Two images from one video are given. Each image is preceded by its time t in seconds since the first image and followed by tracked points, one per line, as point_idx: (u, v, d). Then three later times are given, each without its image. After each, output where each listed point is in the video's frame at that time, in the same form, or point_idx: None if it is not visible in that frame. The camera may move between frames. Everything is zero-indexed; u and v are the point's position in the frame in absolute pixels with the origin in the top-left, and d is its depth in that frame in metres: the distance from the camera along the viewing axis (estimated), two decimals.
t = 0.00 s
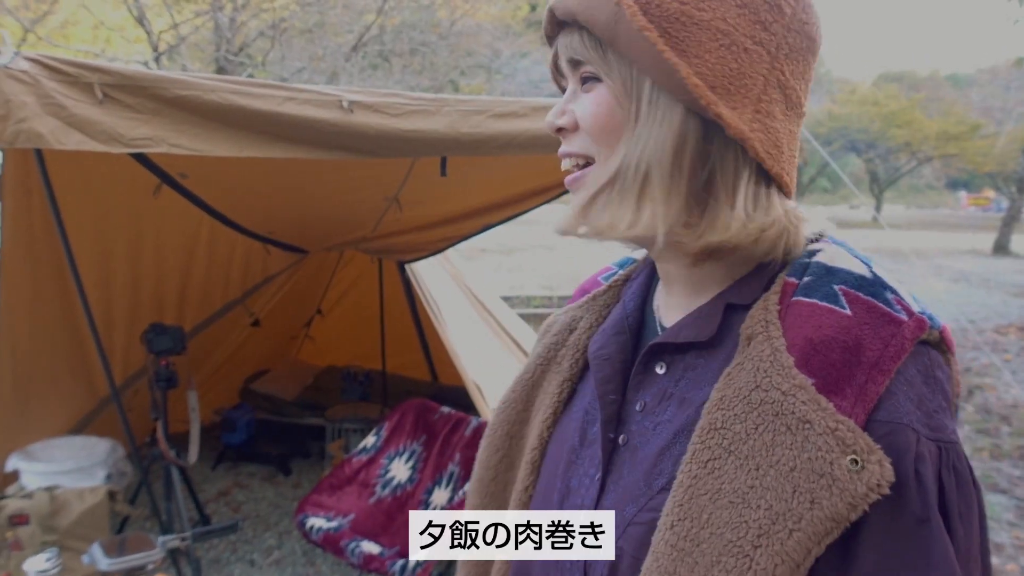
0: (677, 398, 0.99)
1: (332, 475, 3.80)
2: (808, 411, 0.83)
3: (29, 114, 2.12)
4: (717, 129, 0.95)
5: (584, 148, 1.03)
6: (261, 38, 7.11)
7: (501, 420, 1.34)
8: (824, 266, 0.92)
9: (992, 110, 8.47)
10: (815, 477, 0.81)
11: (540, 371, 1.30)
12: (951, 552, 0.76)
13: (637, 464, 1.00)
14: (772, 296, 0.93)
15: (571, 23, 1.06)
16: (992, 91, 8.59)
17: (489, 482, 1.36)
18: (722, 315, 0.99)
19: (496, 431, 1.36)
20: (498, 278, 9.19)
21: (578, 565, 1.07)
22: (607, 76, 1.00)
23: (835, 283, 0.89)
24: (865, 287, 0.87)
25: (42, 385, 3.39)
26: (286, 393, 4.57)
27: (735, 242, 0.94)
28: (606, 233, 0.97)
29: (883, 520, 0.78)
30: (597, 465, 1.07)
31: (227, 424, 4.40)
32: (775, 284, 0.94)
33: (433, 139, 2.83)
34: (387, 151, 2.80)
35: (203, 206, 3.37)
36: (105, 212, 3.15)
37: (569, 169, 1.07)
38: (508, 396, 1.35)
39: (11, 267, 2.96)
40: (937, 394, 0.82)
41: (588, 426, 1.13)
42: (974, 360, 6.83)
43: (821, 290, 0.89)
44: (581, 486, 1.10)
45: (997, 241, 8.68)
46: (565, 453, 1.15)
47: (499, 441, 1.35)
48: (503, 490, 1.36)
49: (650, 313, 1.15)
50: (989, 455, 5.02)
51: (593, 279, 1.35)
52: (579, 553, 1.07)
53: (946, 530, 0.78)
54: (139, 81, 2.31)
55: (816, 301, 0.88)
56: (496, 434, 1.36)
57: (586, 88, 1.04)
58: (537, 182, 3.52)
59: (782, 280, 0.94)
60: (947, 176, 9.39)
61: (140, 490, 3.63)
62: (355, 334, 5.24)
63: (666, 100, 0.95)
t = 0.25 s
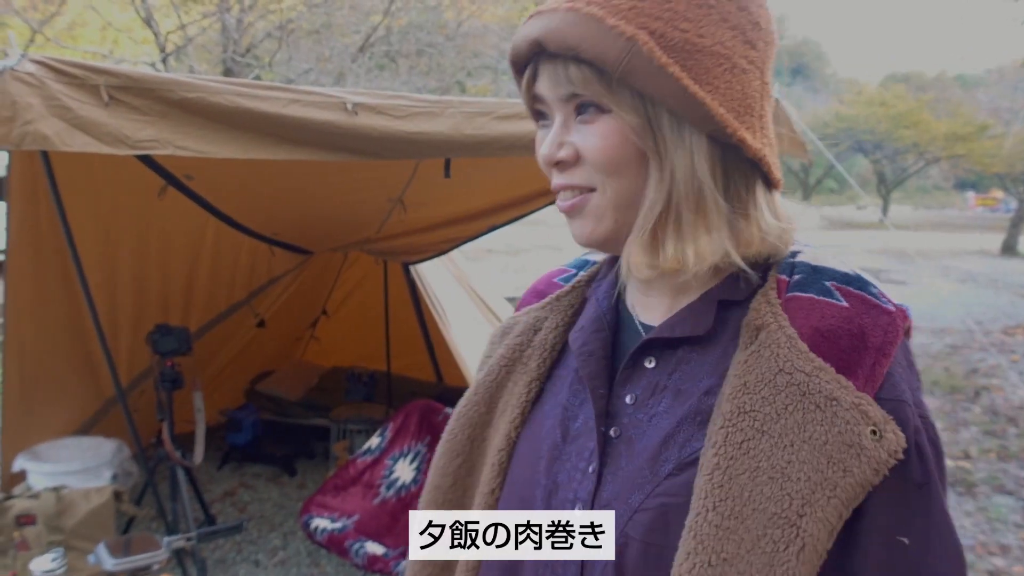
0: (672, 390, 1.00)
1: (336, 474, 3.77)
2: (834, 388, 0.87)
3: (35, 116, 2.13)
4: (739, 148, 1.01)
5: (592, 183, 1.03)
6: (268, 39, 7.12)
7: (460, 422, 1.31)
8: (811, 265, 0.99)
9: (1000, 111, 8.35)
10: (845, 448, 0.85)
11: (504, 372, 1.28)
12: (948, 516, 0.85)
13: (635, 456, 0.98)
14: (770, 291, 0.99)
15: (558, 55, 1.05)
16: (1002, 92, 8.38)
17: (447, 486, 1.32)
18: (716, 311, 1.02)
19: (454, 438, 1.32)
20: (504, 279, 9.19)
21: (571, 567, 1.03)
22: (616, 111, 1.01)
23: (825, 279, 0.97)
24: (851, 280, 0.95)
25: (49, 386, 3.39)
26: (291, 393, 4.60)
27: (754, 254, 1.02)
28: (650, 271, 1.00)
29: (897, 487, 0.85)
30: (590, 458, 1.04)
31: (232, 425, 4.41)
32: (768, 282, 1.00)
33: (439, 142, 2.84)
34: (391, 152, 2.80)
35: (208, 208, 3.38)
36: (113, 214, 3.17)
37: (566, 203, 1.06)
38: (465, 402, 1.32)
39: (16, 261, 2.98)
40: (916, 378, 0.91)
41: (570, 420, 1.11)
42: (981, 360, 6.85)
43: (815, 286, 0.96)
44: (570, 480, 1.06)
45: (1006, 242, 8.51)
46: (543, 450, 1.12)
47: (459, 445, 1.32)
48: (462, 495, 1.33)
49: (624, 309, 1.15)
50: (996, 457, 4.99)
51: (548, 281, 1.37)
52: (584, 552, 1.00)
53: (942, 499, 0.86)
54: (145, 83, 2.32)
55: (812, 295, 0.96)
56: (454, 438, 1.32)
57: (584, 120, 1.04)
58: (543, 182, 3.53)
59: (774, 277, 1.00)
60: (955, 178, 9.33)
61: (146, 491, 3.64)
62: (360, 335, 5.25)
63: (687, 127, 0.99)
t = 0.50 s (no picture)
0: (596, 379, 1.06)
1: (337, 477, 3.69)
2: (756, 364, 0.96)
3: (37, 118, 2.13)
4: (667, 136, 1.08)
5: (529, 157, 1.08)
6: (270, 41, 7.13)
7: (389, 422, 1.27)
8: (721, 260, 1.08)
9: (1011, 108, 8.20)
10: (769, 417, 0.93)
11: (431, 370, 1.25)
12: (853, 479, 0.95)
13: (566, 443, 1.04)
14: (686, 283, 1.06)
15: (510, 38, 1.11)
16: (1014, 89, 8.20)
17: (374, 489, 1.28)
18: (636, 303, 1.08)
19: (382, 438, 1.28)
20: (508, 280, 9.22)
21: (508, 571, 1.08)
22: (559, 90, 1.07)
23: (735, 270, 1.06)
24: (754, 272, 1.05)
25: (50, 386, 3.39)
26: (292, 394, 4.57)
27: (672, 242, 1.08)
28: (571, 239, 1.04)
29: (809, 450, 0.95)
30: (522, 448, 1.08)
31: (233, 427, 4.42)
32: (685, 274, 1.08)
33: (440, 143, 2.84)
34: (391, 154, 2.81)
35: (211, 210, 3.38)
36: (115, 213, 3.18)
37: (504, 176, 1.11)
38: (391, 403, 1.29)
39: (18, 260, 2.99)
40: (819, 357, 1.01)
41: (500, 411, 1.13)
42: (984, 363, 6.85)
43: (726, 277, 1.06)
44: (505, 469, 1.09)
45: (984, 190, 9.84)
46: (475, 443, 1.14)
47: (388, 445, 1.28)
48: (392, 497, 1.29)
49: (549, 303, 1.19)
50: (998, 459, 4.99)
51: (467, 278, 1.36)
52: (584, 553, 1.00)
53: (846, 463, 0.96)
54: (145, 85, 2.33)
55: (725, 285, 1.05)
56: (381, 438, 1.28)
57: (528, 100, 1.09)
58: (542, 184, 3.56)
59: (689, 271, 1.08)
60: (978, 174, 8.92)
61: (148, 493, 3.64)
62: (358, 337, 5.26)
63: (623, 111, 1.06)
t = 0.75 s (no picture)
0: (517, 370, 1.11)
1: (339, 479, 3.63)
2: (664, 357, 1.04)
3: (37, 122, 2.14)
4: (590, 146, 1.14)
5: (464, 158, 1.11)
6: (269, 44, 7.13)
7: (325, 408, 1.33)
8: (633, 263, 1.16)
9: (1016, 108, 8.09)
10: (674, 403, 1.02)
11: (366, 358, 1.30)
12: (744, 465, 1.06)
13: (489, 427, 1.09)
14: (600, 284, 1.13)
15: (454, 46, 1.14)
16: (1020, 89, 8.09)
17: (312, 473, 1.33)
18: (556, 301, 1.14)
19: (318, 422, 1.33)
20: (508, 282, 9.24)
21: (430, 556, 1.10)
22: (496, 98, 1.11)
23: (642, 274, 1.15)
24: (660, 276, 1.14)
25: (49, 388, 3.39)
26: (292, 395, 4.45)
27: (592, 246, 1.15)
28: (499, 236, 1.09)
29: (707, 432, 1.04)
30: (448, 432, 1.11)
31: (234, 429, 4.43)
32: (599, 276, 1.15)
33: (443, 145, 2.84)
34: (391, 158, 2.82)
35: (211, 213, 3.39)
36: (116, 215, 3.19)
37: (438, 176, 1.14)
38: (329, 388, 1.33)
39: (18, 262, 2.99)
40: (717, 355, 1.12)
41: (430, 399, 1.17)
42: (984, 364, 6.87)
43: (636, 280, 1.14)
44: (432, 452, 1.13)
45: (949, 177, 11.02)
46: (406, 428, 1.18)
47: (324, 431, 1.33)
48: (327, 480, 1.34)
49: (476, 296, 1.25)
50: (997, 459, 5.00)
51: (403, 274, 1.39)
52: (582, 554, 1.00)
53: (737, 450, 1.06)
54: (144, 89, 2.34)
55: (635, 287, 1.13)
56: (318, 424, 1.33)
57: (466, 105, 1.13)
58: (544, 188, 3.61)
59: (603, 273, 1.16)
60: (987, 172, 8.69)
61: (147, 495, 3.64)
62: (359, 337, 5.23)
63: (553, 124, 1.12)
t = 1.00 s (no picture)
0: (470, 359, 1.22)
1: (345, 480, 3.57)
2: (610, 350, 1.16)
3: (41, 125, 2.15)
4: (548, 159, 1.27)
5: (432, 161, 1.22)
6: (268, 45, 7.11)
7: (282, 396, 1.39)
8: (579, 263, 1.29)
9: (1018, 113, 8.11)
10: (617, 391, 1.14)
11: (323, 347, 1.38)
12: (678, 448, 1.18)
13: (444, 411, 1.19)
14: (550, 280, 1.25)
15: (431, 53, 1.24)
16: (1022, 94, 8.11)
17: (269, 459, 1.39)
18: (507, 296, 1.25)
19: (275, 410, 1.39)
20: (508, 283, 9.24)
21: (390, 531, 1.19)
22: (467, 107, 1.22)
23: (587, 273, 1.27)
24: (603, 275, 1.27)
25: (51, 390, 3.40)
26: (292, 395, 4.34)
27: (543, 247, 1.28)
28: (464, 235, 1.20)
29: (645, 419, 1.16)
30: (404, 417, 1.21)
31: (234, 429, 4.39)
32: (548, 274, 1.27)
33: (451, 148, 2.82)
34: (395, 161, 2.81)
35: (213, 215, 3.39)
36: (118, 217, 3.19)
37: (406, 174, 1.24)
38: (285, 375, 1.40)
39: (21, 264, 3.00)
40: (654, 348, 1.25)
41: (387, 386, 1.27)
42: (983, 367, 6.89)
43: (582, 278, 1.26)
44: (389, 435, 1.22)
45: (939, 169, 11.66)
46: (364, 413, 1.28)
47: (280, 419, 1.39)
48: (284, 466, 1.40)
49: (429, 290, 1.34)
50: (996, 462, 5.03)
51: (357, 267, 1.48)
52: (581, 552, 1.13)
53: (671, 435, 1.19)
54: (147, 92, 2.35)
55: (582, 285, 1.25)
56: (276, 412, 1.39)
57: (437, 111, 1.23)
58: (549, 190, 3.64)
59: (552, 270, 1.28)
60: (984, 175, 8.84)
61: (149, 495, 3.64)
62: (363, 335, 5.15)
63: (519, 134, 1.23)
